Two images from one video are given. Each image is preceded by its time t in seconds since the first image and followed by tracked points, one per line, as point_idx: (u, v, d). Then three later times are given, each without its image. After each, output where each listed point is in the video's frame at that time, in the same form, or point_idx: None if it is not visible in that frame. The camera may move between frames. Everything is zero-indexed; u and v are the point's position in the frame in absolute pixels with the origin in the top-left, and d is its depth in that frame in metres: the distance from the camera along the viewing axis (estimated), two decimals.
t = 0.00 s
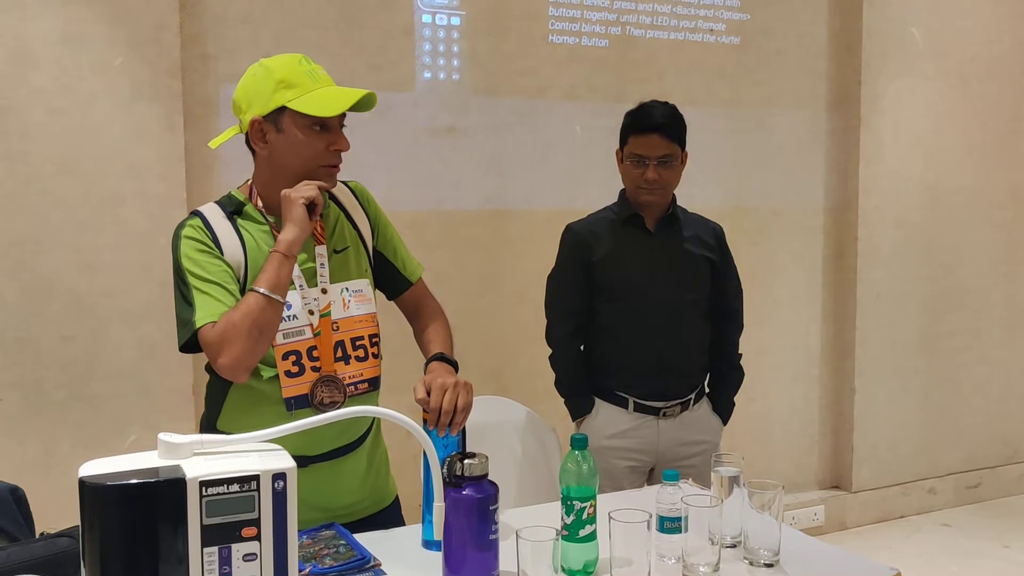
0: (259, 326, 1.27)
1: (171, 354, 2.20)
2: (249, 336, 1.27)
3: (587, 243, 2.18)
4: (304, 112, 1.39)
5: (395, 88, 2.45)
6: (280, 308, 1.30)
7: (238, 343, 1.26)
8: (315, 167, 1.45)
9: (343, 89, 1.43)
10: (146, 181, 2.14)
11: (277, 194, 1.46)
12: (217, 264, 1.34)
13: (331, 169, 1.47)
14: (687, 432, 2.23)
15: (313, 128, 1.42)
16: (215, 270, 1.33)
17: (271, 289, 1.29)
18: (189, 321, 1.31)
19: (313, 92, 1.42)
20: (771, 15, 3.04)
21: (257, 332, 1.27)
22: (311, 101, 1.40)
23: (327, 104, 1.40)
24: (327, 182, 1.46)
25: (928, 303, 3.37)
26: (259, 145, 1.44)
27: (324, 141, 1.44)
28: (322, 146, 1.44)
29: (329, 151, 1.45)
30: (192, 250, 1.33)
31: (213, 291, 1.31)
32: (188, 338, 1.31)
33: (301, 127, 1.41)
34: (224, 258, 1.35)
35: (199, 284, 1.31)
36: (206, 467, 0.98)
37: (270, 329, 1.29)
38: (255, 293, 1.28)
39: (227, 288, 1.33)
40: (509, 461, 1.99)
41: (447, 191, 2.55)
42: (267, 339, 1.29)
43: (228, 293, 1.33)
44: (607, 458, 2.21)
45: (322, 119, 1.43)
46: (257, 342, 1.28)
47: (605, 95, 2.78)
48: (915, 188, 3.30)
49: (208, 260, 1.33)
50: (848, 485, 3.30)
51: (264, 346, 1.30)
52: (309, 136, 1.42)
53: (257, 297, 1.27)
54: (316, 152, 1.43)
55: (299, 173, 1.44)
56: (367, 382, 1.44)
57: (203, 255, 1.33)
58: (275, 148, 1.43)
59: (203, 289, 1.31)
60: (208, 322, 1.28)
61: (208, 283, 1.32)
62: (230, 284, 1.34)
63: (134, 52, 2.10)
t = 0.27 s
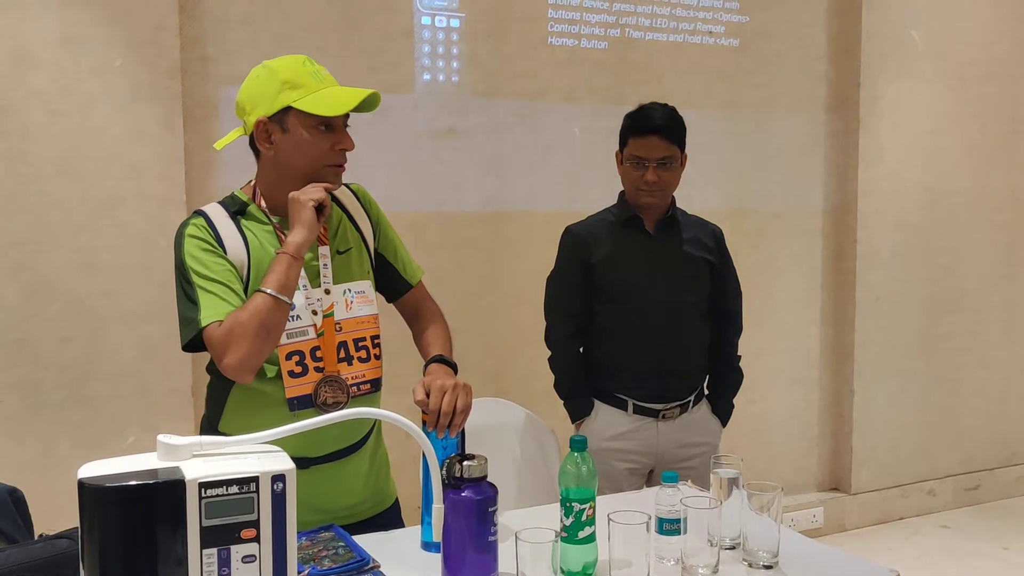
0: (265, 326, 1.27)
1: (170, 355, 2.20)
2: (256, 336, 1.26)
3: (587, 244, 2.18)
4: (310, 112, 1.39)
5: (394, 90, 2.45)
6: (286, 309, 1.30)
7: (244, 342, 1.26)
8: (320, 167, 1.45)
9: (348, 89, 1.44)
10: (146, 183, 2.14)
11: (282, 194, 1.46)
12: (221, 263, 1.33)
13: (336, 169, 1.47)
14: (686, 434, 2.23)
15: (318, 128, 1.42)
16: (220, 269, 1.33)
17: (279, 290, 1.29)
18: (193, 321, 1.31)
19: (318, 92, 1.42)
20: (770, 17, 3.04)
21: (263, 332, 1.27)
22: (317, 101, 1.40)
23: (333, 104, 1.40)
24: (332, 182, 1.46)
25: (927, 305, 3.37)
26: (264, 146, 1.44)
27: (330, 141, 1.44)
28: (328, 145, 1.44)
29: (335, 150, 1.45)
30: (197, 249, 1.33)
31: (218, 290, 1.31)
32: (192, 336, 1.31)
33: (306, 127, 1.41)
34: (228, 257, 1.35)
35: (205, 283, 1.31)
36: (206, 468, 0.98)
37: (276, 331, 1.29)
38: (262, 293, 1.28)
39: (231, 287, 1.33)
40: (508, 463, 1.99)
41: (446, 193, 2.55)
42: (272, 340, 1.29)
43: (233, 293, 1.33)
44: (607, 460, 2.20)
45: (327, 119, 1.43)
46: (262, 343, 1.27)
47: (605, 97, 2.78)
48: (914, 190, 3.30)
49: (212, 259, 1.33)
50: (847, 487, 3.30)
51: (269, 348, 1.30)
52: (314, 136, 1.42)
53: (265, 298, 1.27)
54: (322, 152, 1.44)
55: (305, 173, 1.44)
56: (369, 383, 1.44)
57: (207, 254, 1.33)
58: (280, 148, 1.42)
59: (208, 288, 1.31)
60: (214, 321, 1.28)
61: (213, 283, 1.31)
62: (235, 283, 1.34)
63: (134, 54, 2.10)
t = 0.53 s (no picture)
0: (262, 330, 1.27)
1: (165, 357, 2.19)
2: (252, 341, 1.26)
3: (582, 246, 2.18)
4: (305, 112, 1.39)
5: (389, 92, 2.46)
6: (284, 313, 1.30)
7: (241, 345, 1.26)
8: (318, 168, 1.44)
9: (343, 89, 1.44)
10: (141, 185, 2.13)
11: (278, 195, 1.46)
12: (218, 265, 1.33)
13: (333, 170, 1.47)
14: (680, 436, 2.24)
15: (314, 129, 1.42)
16: (218, 271, 1.33)
17: (276, 295, 1.29)
18: (189, 323, 1.31)
19: (313, 93, 1.43)
20: (765, 20, 3.05)
21: (260, 336, 1.27)
22: (312, 101, 1.40)
23: (328, 104, 1.40)
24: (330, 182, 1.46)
25: (921, 307, 3.38)
26: (261, 147, 1.44)
27: (326, 142, 1.44)
28: (324, 146, 1.44)
29: (331, 151, 1.45)
30: (194, 250, 1.33)
31: (215, 292, 1.31)
32: (188, 338, 1.31)
33: (302, 128, 1.41)
34: (225, 258, 1.35)
35: (201, 285, 1.31)
36: (199, 470, 0.98)
37: (273, 335, 1.29)
38: (259, 298, 1.28)
39: (228, 289, 1.33)
40: (503, 465, 2.00)
41: (442, 195, 2.55)
42: (270, 344, 1.29)
43: (230, 294, 1.33)
44: (601, 462, 2.21)
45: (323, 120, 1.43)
46: (259, 346, 1.27)
47: (600, 99, 2.78)
48: (908, 193, 3.31)
49: (209, 261, 1.33)
50: (841, 488, 3.31)
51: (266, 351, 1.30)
52: (310, 137, 1.42)
53: (262, 302, 1.27)
54: (319, 153, 1.43)
55: (302, 174, 1.44)
56: (365, 385, 1.44)
57: (204, 255, 1.33)
58: (276, 149, 1.43)
59: (205, 290, 1.31)
60: (211, 324, 1.28)
61: (210, 284, 1.31)
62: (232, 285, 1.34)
63: (129, 55, 2.10)
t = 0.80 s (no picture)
0: (255, 330, 1.27)
1: (165, 358, 2.20)
2: (245, 340, 1.27)
3: (580, 248, 2.19)
4: (281, 100, 1.41)
5: (389, 93, 2.46)
6: (281, 315, 1.29)
7: (234, 343, 1.27)
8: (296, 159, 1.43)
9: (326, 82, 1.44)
10: (140, 185, 2.14)
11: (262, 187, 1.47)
12: (218, 266, 1.34)
13: (311, 162, 1.44)
14: (679, 437, 2.24)
15: (293, 119, 1.43)
16: (217, 272, 1.33)
17: (274, 297, 1.28)
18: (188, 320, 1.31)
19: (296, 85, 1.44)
20: (764, 21, 3.06)
21: (254, 337, 1.27)
22: (290, 91, 1.42)
23: (302, 92, 1.41)
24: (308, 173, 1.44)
25: (920, 308, 3.39)
26: (249, 138, 1.48)
27: (305, 132, 1.44)
28: (302, 136, 1.44)
29: (310, 142, 1.44)
30: (194, 250, 1.33)
31: (212, 291, 1.31)
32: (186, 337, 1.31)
33: (281, 117, 1.43)
34: (224, 259, 1.35)
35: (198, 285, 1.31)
36: (198, 470, 0.99)
37: (268, 337, 1.29)
38: (258, 298, 1.28)
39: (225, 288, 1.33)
40: (502, 466, 2.00)
41: (441, 196, 2.55)
42: (264, 344, 1.29)
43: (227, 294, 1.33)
44: (600, 463, 2.21)
45: (301, 110, 1.44)
46: (252, 346, 1.28)
47: (599, 100, 2.79)
48: (907, 194, 3.32)
49: (209, 261, 1.33)
50: (840, 489, 3.31)
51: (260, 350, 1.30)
52: (289, 127, 1.43)
53: (260, 303, 1.27)
54: (294, 142, 1.43)
55: (276, 164, 1.43)
56: (363, 385, 1.44)
57: (203, 255, 1.33)
58: (259, 140, 1.45)
59: (202, 288, 1.31)
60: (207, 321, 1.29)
61: (208, 284, 1.32)
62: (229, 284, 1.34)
63: (129, 56, 2.10)
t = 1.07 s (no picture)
0: (249, 279, 1.23)
1: (165, 357, 2.20)
2: (238, 288, 1.23)
3: (580, 248, 2.19)
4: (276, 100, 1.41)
5: (389, 93, 2.46)
6: (278, 270, 1.25)
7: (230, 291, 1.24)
8: (285, 159, 1.42)
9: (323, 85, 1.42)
10: (140, 185, 2.14)
11: (258, 185, 1.46)
12: (217, 244, 1.35)
13: (301, 164, 1.43)
14: (678, 437, 2.24)
15: (289, 120, 1.43)
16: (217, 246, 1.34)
17: (271, 249, 1.23)
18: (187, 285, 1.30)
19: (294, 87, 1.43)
20: (764, 21, 3.06)
21: (247, 285, 1.23)
22: (286, 91, 1.41)
23: (296, 94, 1.40)
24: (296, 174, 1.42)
25: (920, 308, 3.39)
26: (251, 136, 1.49)
27: (298, 134, 1.43)
28: (295, 137, 1.42)
29: (302, 144, 1.43)
30: (195, 228, 1.35)
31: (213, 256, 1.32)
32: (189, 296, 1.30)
33: (277, 116, 1.43)
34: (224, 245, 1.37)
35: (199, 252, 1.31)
36: (198, 469, 0.99)
37: (264, 290, 1.24)
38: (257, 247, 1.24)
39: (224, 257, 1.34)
40: (501, 465, 2.00)
41: (441, 196, 2.55)
42: (259, 296, 1.25)
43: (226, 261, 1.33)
44: (599, 462, 2.21)
45: (297, 111, 1.43)
46: (248, 297, 1.24)
47: (599, 100, 2.79)
48: (907, 194, 3.32)
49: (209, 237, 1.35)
50: (840, 489, 3.31)
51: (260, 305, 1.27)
52: (283, 127, 1.42)
53: (257, 253, 1.23)
54: (285, 143, 1.42)
55: (268, 163, 1.43)
56: (361, 382, 1.44)
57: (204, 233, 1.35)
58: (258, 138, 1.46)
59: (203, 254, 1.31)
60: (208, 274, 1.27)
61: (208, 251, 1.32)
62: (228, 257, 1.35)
63: (129, 56, 2.10)
